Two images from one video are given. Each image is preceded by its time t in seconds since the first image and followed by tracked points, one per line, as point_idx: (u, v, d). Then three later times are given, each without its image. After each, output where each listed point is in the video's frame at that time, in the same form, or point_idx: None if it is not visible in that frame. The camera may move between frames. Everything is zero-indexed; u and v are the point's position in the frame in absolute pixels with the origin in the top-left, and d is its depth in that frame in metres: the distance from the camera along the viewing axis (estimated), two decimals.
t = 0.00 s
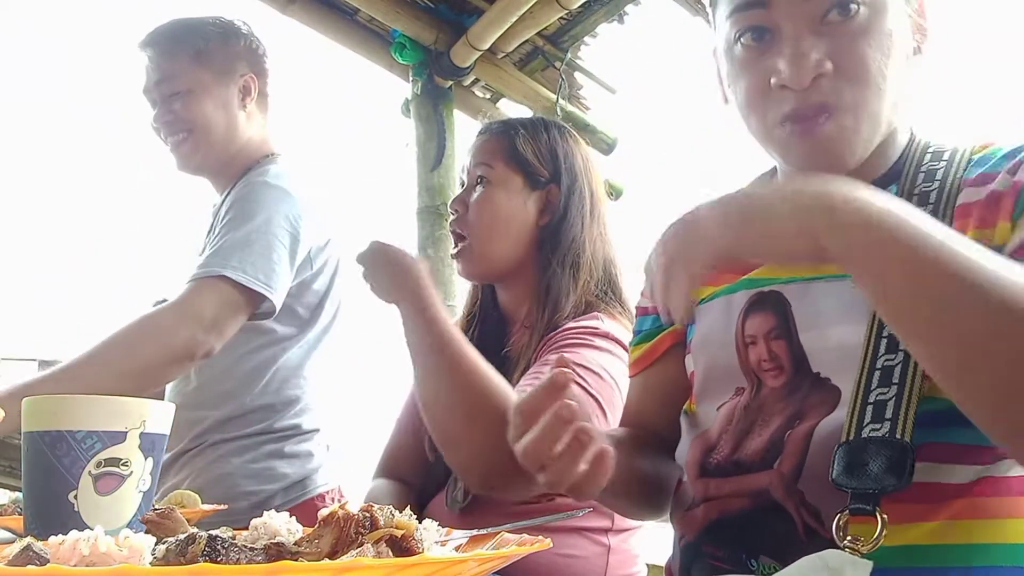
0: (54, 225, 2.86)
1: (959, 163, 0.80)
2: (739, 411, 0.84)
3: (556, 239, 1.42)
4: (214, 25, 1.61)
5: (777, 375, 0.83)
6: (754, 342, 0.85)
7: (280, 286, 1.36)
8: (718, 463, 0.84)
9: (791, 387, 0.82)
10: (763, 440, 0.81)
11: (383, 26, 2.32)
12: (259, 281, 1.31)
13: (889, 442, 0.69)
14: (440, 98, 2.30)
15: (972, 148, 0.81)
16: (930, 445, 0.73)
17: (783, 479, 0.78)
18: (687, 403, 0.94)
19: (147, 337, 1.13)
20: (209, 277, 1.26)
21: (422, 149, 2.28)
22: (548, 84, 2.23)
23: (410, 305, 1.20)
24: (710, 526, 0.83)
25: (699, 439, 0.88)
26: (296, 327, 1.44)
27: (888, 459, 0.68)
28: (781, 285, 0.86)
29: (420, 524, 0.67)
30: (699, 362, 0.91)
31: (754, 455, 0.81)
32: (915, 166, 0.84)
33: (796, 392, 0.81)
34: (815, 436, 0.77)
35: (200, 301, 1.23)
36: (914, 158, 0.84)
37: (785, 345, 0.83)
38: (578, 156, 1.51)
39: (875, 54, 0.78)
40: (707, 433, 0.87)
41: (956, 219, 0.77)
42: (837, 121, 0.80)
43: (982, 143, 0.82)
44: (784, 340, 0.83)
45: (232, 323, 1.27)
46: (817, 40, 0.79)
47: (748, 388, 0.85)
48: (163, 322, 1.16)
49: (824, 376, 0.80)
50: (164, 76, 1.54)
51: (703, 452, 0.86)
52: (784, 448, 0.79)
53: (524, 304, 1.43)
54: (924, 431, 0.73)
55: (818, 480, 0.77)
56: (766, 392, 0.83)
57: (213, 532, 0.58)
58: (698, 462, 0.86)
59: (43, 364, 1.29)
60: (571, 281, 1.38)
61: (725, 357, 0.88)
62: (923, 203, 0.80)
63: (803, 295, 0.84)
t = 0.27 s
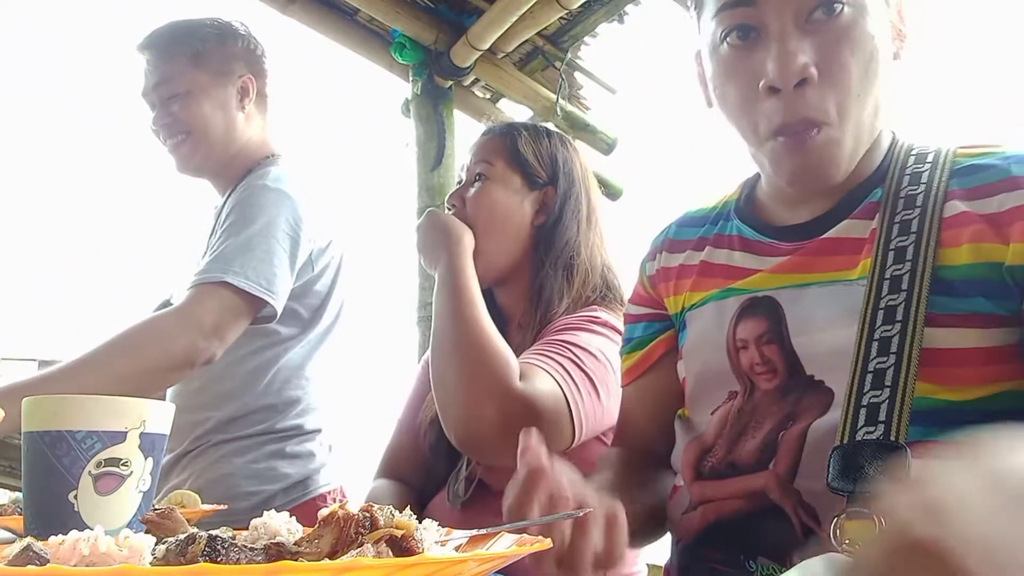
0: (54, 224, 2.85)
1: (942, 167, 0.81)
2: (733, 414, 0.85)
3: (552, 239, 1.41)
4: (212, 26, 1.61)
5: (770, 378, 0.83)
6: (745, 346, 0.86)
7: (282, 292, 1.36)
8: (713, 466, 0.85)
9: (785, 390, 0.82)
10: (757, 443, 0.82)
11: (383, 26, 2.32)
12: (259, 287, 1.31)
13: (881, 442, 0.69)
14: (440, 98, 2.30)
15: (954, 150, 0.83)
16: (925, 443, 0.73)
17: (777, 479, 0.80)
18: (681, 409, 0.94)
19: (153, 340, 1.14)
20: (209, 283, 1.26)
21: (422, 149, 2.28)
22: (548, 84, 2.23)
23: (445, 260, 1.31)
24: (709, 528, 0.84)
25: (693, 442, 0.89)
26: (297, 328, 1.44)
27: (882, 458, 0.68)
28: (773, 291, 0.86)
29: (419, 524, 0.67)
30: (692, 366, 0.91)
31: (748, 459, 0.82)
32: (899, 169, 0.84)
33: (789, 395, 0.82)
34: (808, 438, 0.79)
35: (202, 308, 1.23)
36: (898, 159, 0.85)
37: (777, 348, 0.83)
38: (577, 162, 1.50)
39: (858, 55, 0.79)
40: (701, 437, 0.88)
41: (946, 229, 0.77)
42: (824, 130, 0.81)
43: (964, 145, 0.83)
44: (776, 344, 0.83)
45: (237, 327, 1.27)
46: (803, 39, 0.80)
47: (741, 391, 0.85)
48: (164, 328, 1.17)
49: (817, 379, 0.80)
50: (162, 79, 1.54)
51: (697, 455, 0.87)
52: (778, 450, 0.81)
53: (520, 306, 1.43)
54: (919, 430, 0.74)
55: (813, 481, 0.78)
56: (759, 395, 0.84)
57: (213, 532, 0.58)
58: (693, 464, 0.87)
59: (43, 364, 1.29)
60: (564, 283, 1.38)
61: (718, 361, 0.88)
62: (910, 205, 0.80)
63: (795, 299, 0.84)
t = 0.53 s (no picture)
0: (55, 224, 2.86)
1: (927, 169, 0.81)
2: (728, 416, 0.85)
3: (549, 242, 1.41)
4: (217, 27, 1.61)
5: (764, 379, 0.83)
6: (739, 349, 0.86)
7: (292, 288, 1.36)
8: (708, 467, 0.86)
9: (779, 391, 0.82)
10: (752, 443, 0.82)
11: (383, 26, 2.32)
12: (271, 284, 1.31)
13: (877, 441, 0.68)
14: (440, 98, 2.30)
15: (940, 153, 0.83)
16: (919, 441, 0.73)
17: (772, 479, 0.80)
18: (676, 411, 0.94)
19: (169, 339, 1.14)
20: (224, 281, 1.27)
21: (422, 149, 2.28)
22: (548, 84, 2.23)
23: (435, 261, 1.34)
24: (705, 528, 0.84)
25: (688, 444, 0.89)
26: (298, 323, 1.44)
27: (879, 460, 0.67)
28: (767, 294, 0.86)
29: (419, 524, 0.67)
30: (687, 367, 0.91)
31: (743, 459, 0.82)
32: (885, 173, 0.84)
33: (783, 395, 0.82)
34: (802, 438, 0.79)
35: (217, 308, 1.24)
36: (885, 163, 0.85)
37: (770, 350, 0.83)
38: (578, 167, 1.49)
39: (841, 56, 0.80)
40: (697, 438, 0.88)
41: (934, 231, 0.77)
42: (804, 123, 0.81)
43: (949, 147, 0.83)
44: (769, 346, 0.83)
45: (250, 324, 1.28)
46: (782, 43, 0.81)
47: (736, 393, 0.85)
48: (179, 327, 1.17)
49: (811, 380, 0.80)
50: (166, 78, 1.54)
51: (693, 456, 0.88)
52: (772, 451, 0.81)
53: (517, 307, 1.44)
54: (914, 428, 0.74)
55: (808, 480, 0.78)
56: (753, 396, 0.84)
57: (213, 532, 0.58)
58: (688, 465, 0.88)
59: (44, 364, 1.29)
60: (559, 289, 1.38)
61: (712, 363, 0.88)
62: (898, 206, 0.80)
63: (789, 299, 0.84)
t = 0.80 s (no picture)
0: (55, 224, 2.86)
1: (931, 164, 0.81)
2: (730, 415, 0.86)
3: (549, 242, 1.41)
4: (222, 27, 1.61)
5: (767, 378, 0.83)
6: (743, 347, 0.86)
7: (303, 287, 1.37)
8: (709, 467, 0.86)
9: (781, 391, 0.82)
10: (754, 444, 0.82)
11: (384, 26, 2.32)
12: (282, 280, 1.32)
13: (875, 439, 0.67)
14: (440, 98, 2.30)
15: (944, 147, 0.83)
16: (918, 443, 0.73)
17: (772, 480, 0.80)
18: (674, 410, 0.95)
19: (178, 337, 1.16)
20: (236, 277, 1.27)
21: (422, 149, 2.28)
22: (548, 84, 2.23)
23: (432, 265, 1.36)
24: (705, 528, 0.84)
25: (691, 443, 0.89)
26: (302, 322, 1.44)
27: (877, 459, 0.66)
28: (768, 292, 0.86)
29: (419, 524, 0.67)
30: (687, 365, 0.91)
31: (745, 459, 0.82)
32: (890, 169, 0.84)
33: (785, 395, 0.82)
34: (803, 437, 0.79)
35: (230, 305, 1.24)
36: (890, 158, 0.85)
37: (774, 349, 0.83)
38: (577, 163, 1.49)
39: (823, 53, 0.80)
40: (699, 438, 0.88)
41: (936, 227, 0.77)
42: (767, 123, 0.81)
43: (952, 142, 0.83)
44: (773, 345, 0.83)
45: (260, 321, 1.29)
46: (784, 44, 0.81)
47: (739, 392, 0.86)
48: (190, 323, 1.18)
49: (814, 381, 0.80)
50: (169, 77, 1.54)
51: (695, 455, 0.88)
52: (773, 451, 0.80)
53: (518, 306, 1.45)
54: (911, 429, 0.74)
55: (808, 480, 0.78)
56: (756, 396, 0.84)
57: (213, 532, 0.58)
58: (690, 465, 0.88)
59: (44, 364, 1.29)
60: (560, 288, 1.38)
61: (716, 361, 0.89)
62: (900, 203, 0.79)
63: (789, 298, 0.84)
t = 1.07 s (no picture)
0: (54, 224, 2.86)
1: (934, 163, 0.81)
2: (733, 414, 0.86)
3: (548, 241, 1.41)
4: (218, 29, 1.61)
5: (770, 378, 0.83)
6: (745, 346, 0.85)
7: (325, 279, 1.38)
8: (712, 468, 0.86)
9: (786, 392, 0.82)
10: (758, 445, 0.83)
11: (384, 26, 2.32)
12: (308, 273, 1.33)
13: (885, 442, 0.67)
14: (440, 98, 2.30)
15: (947, 146, 0.83)
16: (926, 445, 0.73)
17: (778, 482, 0.80)
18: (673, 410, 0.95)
19: (195, 326, 1.20)
20: (262, 271, 1.29)
21: (423, 149, 2.28)
22: (548, 84, 2.23)
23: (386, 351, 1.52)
24: (708, 530, 0.84)
25: (693, 444, 0.89)
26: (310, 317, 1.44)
27: (887, 462, 0.65)
28: (767, 289, 0.86)
29: (419, 524, 0.67)
30: (688, 363, 0.92)
31: (750, 461, 0.83)
32: (891, 166, 0.83)
33: (790, 397, 0.82)
34: (809, 440, 0.79)
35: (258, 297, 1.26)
36: (890, 155, 0.85)
37: (779, 349, 0.83)
38: (569, 159, 1.50)
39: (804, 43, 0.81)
40: (701, 438, 0.88)
41: (942, 224, 0.77)
42: (754, 113, 0.81)
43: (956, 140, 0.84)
44: (777, 345, 0.83)
45: (289, 314, 1.31)
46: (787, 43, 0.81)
47: (740, 391, 0.86)
48: (216, 310, 1.22)
49: (820, 382, 0.80)
50: (170, 81, 1.54)
51: (697, 456, 0.88)
52: (779, 454, 0.81)
53: (518, 305, 1.44)
54: (919, 432, 0.74)
55: (813, 483, 0.78)
56: (760, 396, 0.84)
57: (213, 532, 0.58)
58: (691, 465, 0.88)
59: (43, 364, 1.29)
60: (561, 284, 1.38)
61: (716, 360, 0.89)
62: (903, 201, 0.79)
63: (792, 298, 0.84)
